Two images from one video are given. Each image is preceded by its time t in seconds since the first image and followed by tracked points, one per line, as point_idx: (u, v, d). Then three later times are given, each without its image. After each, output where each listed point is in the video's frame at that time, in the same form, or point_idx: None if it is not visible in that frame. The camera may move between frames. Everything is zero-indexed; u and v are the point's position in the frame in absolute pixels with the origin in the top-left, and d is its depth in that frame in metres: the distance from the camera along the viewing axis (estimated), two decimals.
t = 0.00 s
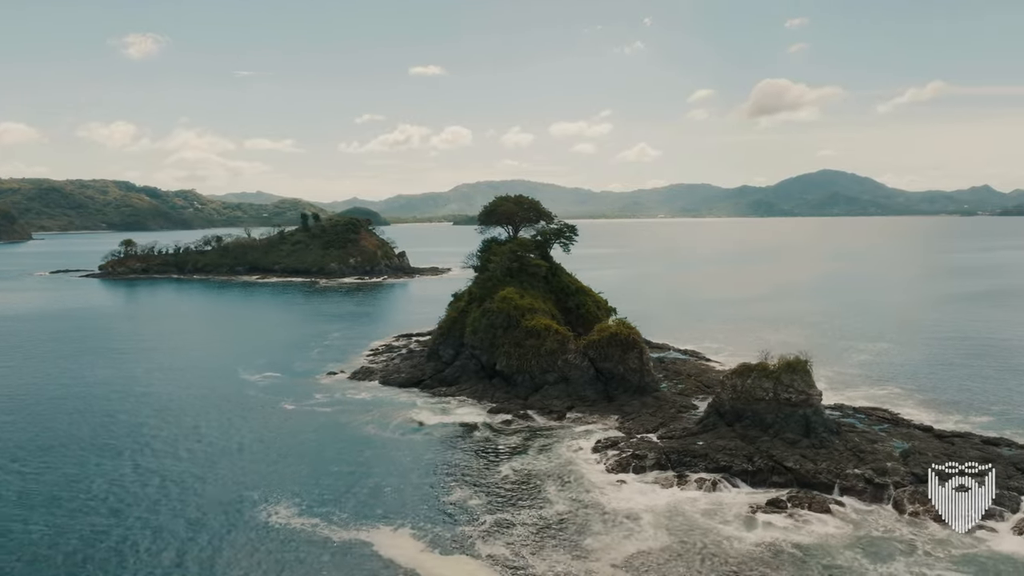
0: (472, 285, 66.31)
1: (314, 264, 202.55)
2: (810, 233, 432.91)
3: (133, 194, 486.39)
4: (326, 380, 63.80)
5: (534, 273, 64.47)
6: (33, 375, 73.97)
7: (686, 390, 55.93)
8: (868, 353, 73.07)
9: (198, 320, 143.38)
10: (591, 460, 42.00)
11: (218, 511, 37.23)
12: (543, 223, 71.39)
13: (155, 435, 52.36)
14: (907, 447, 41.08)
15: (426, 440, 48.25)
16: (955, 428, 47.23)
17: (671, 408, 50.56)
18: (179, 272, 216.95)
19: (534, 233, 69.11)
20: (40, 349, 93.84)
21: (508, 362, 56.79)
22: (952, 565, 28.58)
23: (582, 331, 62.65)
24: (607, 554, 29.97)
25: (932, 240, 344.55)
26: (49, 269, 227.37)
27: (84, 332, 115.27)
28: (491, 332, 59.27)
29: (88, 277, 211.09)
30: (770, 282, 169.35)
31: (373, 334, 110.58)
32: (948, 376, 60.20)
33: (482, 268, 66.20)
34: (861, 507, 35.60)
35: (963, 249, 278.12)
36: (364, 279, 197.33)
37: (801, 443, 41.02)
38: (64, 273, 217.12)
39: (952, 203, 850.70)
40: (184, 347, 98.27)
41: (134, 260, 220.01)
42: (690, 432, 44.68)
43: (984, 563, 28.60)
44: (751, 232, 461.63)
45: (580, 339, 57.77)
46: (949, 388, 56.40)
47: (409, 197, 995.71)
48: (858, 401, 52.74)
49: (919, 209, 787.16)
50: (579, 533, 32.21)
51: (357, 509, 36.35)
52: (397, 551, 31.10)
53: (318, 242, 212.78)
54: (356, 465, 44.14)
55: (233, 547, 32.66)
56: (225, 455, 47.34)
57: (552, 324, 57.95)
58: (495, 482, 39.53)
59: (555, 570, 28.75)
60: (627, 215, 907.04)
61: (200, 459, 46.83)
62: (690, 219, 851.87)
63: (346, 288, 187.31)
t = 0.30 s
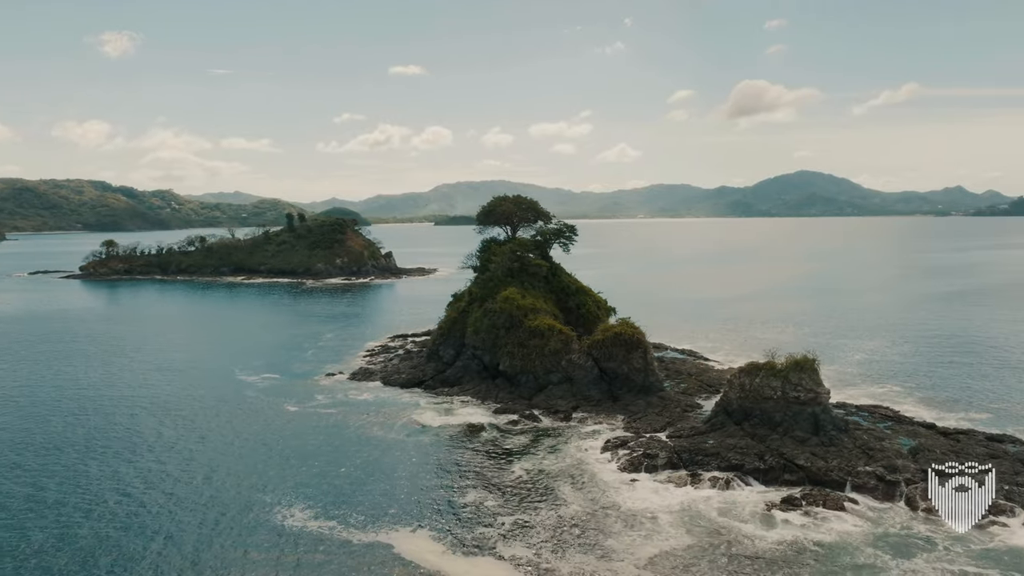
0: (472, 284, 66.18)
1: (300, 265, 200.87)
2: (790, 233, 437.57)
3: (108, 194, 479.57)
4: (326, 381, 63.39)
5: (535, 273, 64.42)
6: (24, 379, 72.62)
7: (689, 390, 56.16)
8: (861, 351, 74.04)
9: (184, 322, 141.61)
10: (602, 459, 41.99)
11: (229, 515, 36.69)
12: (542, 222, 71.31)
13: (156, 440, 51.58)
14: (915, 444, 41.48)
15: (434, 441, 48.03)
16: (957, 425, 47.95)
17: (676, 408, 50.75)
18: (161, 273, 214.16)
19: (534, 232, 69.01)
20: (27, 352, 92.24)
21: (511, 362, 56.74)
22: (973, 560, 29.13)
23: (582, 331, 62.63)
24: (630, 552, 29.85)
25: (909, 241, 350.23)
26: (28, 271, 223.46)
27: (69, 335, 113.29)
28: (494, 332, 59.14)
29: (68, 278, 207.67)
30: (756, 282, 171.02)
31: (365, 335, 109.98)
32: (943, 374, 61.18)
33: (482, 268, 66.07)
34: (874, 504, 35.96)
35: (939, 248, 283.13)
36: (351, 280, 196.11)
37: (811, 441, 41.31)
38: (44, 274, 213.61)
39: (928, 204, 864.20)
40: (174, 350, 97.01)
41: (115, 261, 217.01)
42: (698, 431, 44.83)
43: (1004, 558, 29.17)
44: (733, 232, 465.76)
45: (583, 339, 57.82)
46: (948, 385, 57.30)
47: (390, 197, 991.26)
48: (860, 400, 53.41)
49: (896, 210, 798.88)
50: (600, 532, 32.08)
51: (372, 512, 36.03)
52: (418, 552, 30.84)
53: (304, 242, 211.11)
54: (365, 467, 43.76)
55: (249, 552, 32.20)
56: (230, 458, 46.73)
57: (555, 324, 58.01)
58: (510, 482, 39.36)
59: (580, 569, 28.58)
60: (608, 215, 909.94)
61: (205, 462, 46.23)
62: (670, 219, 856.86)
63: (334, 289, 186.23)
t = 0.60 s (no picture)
0: (473, 285, 66.09)
1: (286, 266, 199.11)
2: (770, 233, 441.74)
3: (84, 194, 472.42)
4: (326, 382, 62.99)
5: (536, 273, 64.41)
6: (15, 382, 71.32)
7: (693, 389, 56.44)
8: (855, 350, 74.91)
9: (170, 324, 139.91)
10: (614, 458, 42.02)
11: (241, 519, 36.20)
12: (540, 223, 71.39)
13: (159, 443, 50.88)
14: (921, 441, 41.93)
15: (441, 442, 47.84)
16: (960, 422, 48.57)
17: (682, 407, 51.00)
18: (144, 274, 211.31)
19: (534, 233, 69.06)
20: (14, 355, 90.60)
21: (515, 363, 56.65)
22: (992, 554, 29.53)
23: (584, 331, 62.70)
24: (654, 551, 29.82)
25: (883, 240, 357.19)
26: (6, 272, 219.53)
27: (54, 337, 111.43)
28: (496, 332, 59.06)
29: (48, 279, 204.34)
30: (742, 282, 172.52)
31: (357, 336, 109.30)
32: (938, 372, 62.03)
33: (483, 269, 65.97)
34: (885, 501, 36.29)
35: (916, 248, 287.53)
36: (338, 281, 194.81)
37: (820, 439, 41.66)
38: (23, 276, 209.98)
39: (904, 204, 876.91)
40: (164, 352, 95.59)
41: (97, 262, 213.86)
42: (707, 430, 45.05)
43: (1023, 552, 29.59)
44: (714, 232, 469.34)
45: (587, 338, 57.88)
46: (945, 383, 58.14)
47: (371, 198, 986.31)
48: (862, 398, 54.03)
49: (873, 211, 808.76)
50: (620, 531, 32.00)
51: (388, 514, 35.78)
52: (439, 554, 30.66)
53: (290, 243, 209.39)
54: (374, 469, 43.46)
55: (268, 555, 31.84)
56: (235, 461, 46.21)
57: (558, 324, 58.01)
58: (525, 482, 39.25)
59: (606, 569, 28.47)
60: (589, 215, 912.06)
61: (209, 466, 45.67)
62: (651, 219, 860.89)
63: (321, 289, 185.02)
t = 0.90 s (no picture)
0: (473, 285, 65.91)
1: (272, 266, 197.25)
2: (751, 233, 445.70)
3: (59, 194, 464.94)
4: (328, 382, 62.70)
5: (537, 273, 64.37)
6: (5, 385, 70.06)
7: (696, 388, 56.66)
8: (850, 348, 75.70)
9: (155, 325, 138.11)
10: (625, 457, 42.09)
11: (255, 523, 35.75)
12: (538, 223, 71.35)
13: (161, 448, 50.20)
14: (928, 437, 42.45)
15: (449, 442, 47.65)
16: (962, 419, 49.25)
17: (687, 406, 51.26)
18: (126, 275, 208.34)
19: (534, 232, 68.99)
20: None
21: (518, 362, 56.56)
22: (1010, 548, 30.05)
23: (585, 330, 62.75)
24: (676, 550, 29.85)
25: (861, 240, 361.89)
26: None
27: (39, 340, 109.55)
28: (499, 332, 58.94)
29: (28, 280, 200.82)
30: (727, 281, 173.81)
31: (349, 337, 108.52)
32: (934, 370, 62.92)
33: (484, 269, 65.84)
34: (897, 498, 36.66)
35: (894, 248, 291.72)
36: (325, 281, 193.47)
37: (828, 436, 42.04)
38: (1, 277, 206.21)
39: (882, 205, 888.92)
40: (154, 354, 94.33)
41: (78, 263, 210.59)
42: (715, 429, 45.32)
43: None
44: (697, 232, 472.05)
45: (589, 338, 57.94)
46: (943, 380, 58.96)
47: (352, 198, 980.84)
48: (863, 396, 54.65)
49: (850, 211, 819.00)
50: (641, 530, 31.95)
51: (403, 516, 35.55)
52: (461, 556, 30.41)
53: (275, 243, 207.55)
54: (384, 470, 43.20)
55: (285, 559, 31.49)
56: (241, 465, 45.66)
57: (561, 324, 57.99)
58: (539, 481, 39.16)
59: (631, 570, 28.37)
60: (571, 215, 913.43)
61: (214, 469, 45.09)
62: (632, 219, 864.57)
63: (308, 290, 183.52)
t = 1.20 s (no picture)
0: (473, 285, 65.73)
1: (255, 267, 194.85)
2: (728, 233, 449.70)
3: (29, 194, 456.00)
4: (328, 383, 62.29)
5: (538, 273, 64.34)
6: None
7: (698, 387, 56.95)
8: (843, 347, 76.57)
9: (138, 327, 135.95)
10: (637, 456, 42.19)
11: (270, 528, 35.28)
12: (536, 223, 71.37)
13: (162, 452, 49.34)
14: (934, 434, 43.03)
15: (457, 443, 47.48)
16: (963, 416, 50.06)
17: (693, 405, 51.52)
18: (105, 276, 204.70)
19: (533, 232, 68.94)
20: None
21: (522, 363, 56.47)
22: None
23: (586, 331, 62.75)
24: (702, 550, 29.94)
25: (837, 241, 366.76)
26: None
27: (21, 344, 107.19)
28: (501, 332, 58.82)
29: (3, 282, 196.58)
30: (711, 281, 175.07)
31: (340, 338, 107.62)
32: (929, 368, 63.95)
33: (484, 269, 65.70)
34: (908, 495, 37.16)
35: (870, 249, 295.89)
36: (309, 282, 191.65)
37: (837, 434, 42.50)
38: None
39: (857, 205, 901.30)
40: (141, 357, 92.72)
41: (55, 264, 206.64)
42: (724, 427, 45.60)
43: None
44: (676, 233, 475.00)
45: (592, 338, 58.03)
46: (940, 378, 59.83)
47: (329, 198, 973.45)
48: (864, 394, 55.36)
49: (825, 211, 829.87)
50: (664, 528, 32.00)
51: (421, 518, 35.29)
52: (487, 556, 30.25)
53: (258, 244, 205.14)
54: (395, 472, 42.90)
55: (307, 563, 31.10)
56: (247, 468, 45.05)
57: (564, 324, 58.02)
58: (553, 481, 39.00)
59: (661, 570, 28.36)
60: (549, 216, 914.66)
61: (220, 473, 44.39)
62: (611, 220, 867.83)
63: (292, 290, 181.77)
